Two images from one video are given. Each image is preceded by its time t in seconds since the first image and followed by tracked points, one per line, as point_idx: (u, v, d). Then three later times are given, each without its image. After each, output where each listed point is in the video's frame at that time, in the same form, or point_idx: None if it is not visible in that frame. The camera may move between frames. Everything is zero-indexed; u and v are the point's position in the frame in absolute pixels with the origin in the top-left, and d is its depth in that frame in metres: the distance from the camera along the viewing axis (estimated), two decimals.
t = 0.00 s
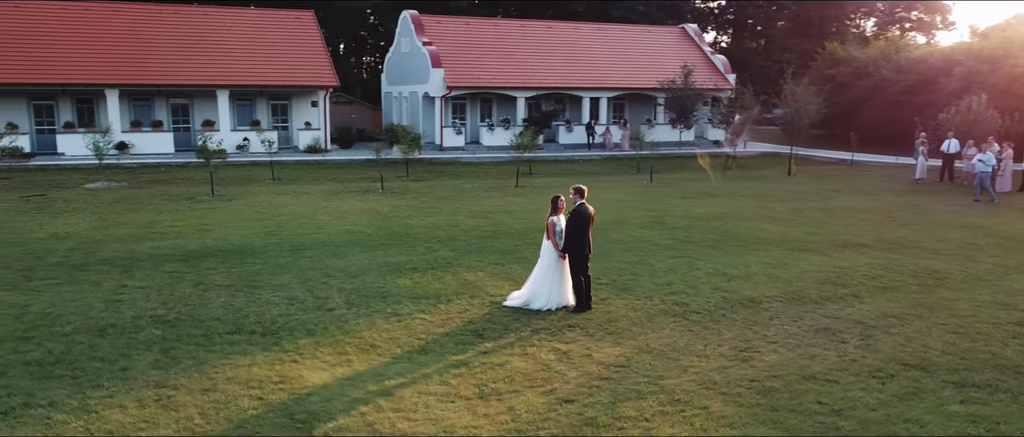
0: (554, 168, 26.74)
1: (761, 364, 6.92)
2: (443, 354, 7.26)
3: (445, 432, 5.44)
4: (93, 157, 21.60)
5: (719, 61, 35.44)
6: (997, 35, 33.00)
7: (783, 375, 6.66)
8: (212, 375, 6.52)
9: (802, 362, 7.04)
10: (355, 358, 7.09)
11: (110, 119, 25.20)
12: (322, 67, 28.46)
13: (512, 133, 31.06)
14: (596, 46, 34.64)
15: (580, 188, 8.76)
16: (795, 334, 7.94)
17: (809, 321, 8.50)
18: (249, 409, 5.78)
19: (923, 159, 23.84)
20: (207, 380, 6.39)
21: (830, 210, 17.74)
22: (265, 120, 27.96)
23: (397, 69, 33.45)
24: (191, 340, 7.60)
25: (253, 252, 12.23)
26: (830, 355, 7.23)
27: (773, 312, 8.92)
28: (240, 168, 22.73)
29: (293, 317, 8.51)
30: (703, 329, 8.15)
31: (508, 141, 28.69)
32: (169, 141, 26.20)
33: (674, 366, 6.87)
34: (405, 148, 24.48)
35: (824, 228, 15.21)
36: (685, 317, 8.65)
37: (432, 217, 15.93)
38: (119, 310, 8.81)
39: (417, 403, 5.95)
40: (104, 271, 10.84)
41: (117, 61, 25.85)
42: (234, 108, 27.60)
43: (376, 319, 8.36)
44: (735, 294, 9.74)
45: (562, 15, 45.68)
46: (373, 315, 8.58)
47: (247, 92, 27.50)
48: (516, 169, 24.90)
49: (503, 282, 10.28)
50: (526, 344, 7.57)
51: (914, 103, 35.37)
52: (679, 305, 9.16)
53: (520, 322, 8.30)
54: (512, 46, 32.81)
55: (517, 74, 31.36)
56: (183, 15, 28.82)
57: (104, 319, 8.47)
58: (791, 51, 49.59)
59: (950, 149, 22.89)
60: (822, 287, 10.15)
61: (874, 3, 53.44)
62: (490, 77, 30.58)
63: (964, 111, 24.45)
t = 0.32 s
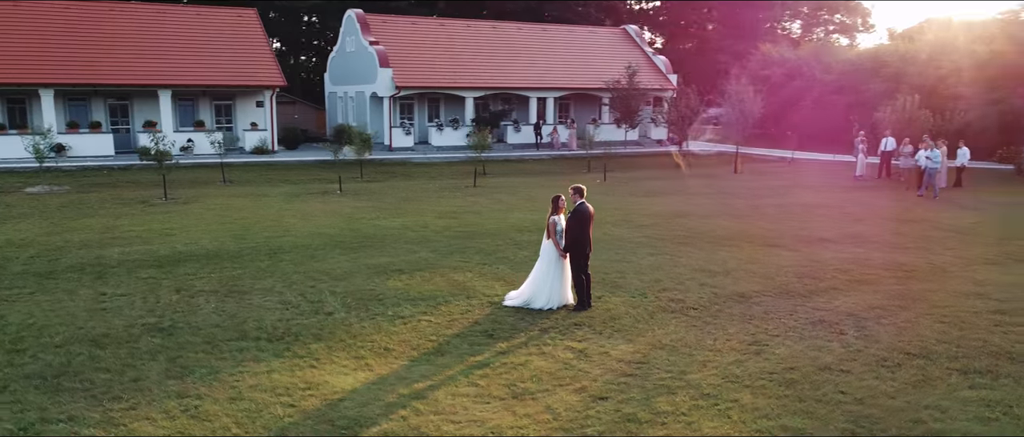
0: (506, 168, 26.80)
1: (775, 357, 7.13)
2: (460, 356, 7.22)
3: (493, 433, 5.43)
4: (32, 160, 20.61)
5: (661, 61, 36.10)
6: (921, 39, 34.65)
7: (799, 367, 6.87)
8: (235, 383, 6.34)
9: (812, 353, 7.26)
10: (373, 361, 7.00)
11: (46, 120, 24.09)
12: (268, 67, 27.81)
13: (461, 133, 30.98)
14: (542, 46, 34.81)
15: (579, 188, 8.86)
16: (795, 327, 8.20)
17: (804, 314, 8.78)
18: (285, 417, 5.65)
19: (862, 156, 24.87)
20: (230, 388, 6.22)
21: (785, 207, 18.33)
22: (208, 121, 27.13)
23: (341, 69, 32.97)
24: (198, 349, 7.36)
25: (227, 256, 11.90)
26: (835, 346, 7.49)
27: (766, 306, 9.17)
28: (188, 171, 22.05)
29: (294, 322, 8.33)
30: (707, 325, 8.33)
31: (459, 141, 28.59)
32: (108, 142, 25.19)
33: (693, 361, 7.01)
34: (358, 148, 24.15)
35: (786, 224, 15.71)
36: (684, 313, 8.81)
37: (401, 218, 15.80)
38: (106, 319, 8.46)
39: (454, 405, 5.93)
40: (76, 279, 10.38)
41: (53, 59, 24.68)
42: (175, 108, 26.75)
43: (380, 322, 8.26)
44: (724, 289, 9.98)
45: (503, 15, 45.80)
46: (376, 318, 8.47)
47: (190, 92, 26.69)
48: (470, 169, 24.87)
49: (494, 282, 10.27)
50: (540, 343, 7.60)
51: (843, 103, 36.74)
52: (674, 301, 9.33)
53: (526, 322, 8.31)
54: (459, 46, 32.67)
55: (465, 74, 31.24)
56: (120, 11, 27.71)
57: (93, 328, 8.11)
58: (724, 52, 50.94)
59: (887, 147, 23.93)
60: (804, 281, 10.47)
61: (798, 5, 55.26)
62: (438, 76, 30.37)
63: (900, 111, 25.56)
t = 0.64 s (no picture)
0: (453, 168, 26.69)
1: (786, 349, 7.38)
2: (481, 357, 7.21)
3: (547, 432, 5.47)
4: None
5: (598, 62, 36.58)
6: (845, 40, 36.09)
7: (813, 358, 7.13)
8: (264, 393, 6.16)
9: (820, 345, 7.53)
10: (396, 365, 6.92)
11: None
12: (206, 65, 26.94)
13: (404, 133, 30.72)
14: (482, 46, 34.76)
15: (575, 188, 8.98)
16: (792, 320, 8.49)
17: (795, 307, 9.08)
18: (330, 426, 5.54)
19: (800, 154, 25.83)
20: (261, 397, 6.05)
21: (737, 204, 18.87)
22: (142, 121, 26.20)
23: (278, 68, 32.29)
24: (208, 358, 7.12)
25: (199, 263, 11.52)
26: (838, 337, 7.79)
27: (756, 300, 9.45)
28: (128, 174, 21.20)
29: (298, 328, 8.14)
30: (708, 320, 8.53)
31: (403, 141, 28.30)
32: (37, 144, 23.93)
33: (711, 356, 7.18)
34: (304, 149, 23.65)
35: (744, 220, 16.17)
36: (681, 309, 9.01)
37: (366, 219, 15.58)
38: (96, 330, 8.09)
39: (498, 406, 5.93)
40: (45, 289, 9.89)
41: None
42: (107, 109, 25.68)
43: (386, 325, 8.16)
44: (710, 285, 10.24)
45: (438, 14, 45.58)
46: (380, 321, 8.36)
47: (123, 91, 25.66)
48: (418, 170, 24.66)
49: (484, 282, 10.25)
50: (554, 343, 7.65)
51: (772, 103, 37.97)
52: (666, 297, 9.52)
53: (533, 322, 8.33)
54: (399, 46, 32.30)
55: (408, 74, 30.92)
56: (46, 7, 26.40)
57: (85, 341, 7.74)
58: (654, 52, 51.96)
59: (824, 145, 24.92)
60: (783, 276, 10.82)
61: (722, 8, 56.80)
62: (381, 77, 29.97)
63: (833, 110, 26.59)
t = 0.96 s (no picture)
0: (403, 169, 26.46)
1: (791, 342, 7.61)
2: (498, 358, 7.20)
3: (592, 430, 5.51)
4: None
5: (541, 62, 36.80)
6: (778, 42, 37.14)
7: (818, 350, 7.37)
8: (293, 400, 6.03)
9: (821, 337, 7.79)
10: (416, 368, 6.85)
11: None
12: (145, 65, 26.01)
13: (350, 134, 30.28)
14: (427, 46, 34.51)
15: (571, 189, 9.04)
16: (785, 313, 8.76)
17: (785, 301, 9.37)
18: (373, 432, 5.46)
19: (745, 152, 26.60)
20: (291, 405, 5.91)
21: (693, 201, 19.26)
22: (77, 122, 25.09)
23: (218, 67, 31.41)
24: (220, 366, 6.90)
25: (174, 268, 11.16)
26: (835, 329, 8.07)
27: (745, 296, 9.72)
28: (69, 178, 20.33)
29: (301, 333, 7.97)
30: (706, 315, 8.72)
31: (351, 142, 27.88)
32: None
33: (723, 351, 7.35)
34: (253, 150, 23.10)
35: (706, 217, 16.57)
36: (676, 305, 9.19)
37: (332, 221, 15.32)
38: (88, 341, 7.75)
39: (534, 406, 5.94)
40: (17, 299, 9.40)
41: None
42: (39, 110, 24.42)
43: (392, 329, 8.07)
44: (696, 281, 10.48)
45: (376, 13, 45.10)
46: (384, 325, 8.26)
47: (57, 91, 24.50)
48: (370, 171, 24.36)
49: (475, 283, 10.24)
50: (565, 342, 7.70)
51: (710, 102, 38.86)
52: (659, 294, 9.69)
53: (536, 322, 8.37)
54: (343, 45, 31.78)
55: (354, 74, 30.48)
56: None
57: (79, 352, 7.40)
58: (590, 53, 52.57)
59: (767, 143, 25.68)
60: (762, 270, 11.15)
61: (654, 9, 57.78)
62: (326, 77, 29.44)
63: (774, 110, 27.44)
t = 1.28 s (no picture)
0: (347, 169, 26.04)
1: (793, 335, 7.88)
2: (517, 359, 7.20)
3: (640, 426, 5.59)
4: None
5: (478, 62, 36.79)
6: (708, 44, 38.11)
7: (821, 341, 7.66)
8: (328, 408, 5.90)
9: (819, 329, 8.09)
10: (440, 372, 6.80)
11: None
12: (71, 64, 24.80)
13: (288, 134, 29.61)
14: (363, 45, 34.02)
15: (564, 188, 9.03)
16: (777, 307, 9.05)
17: (771, 296, 9.67)
18: None
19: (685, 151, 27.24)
20: (328, 413, 5.80)
21: (646, 200, 19.64)
22: None
23: (146, 66, 30.22)
24: (235, 375, 6.69)
25: (143, 275, 10.71)
26: (829, 321, 8.39)
27: (730, 291, 10.00)
28: None
29: (307, 340, 7.79)
30: (702, 311, 8.94)
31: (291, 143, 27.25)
32: None
33: (731, 345, 7.56)
34: (194, 152, 22.34)
35: (663, 215, 16.93)
36: (669, 301, 9.38)
37: (293, 225, 14.99)
38: (81, 354, 7.39)
39: (574, 406, 5.98)
40: None
41: None
42: None
43: (399, 333, 7.97)
44: (678, 277, 10.72)
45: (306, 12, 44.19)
46: (389, 329, 8.16)
47: None
48: (315, 173, 23.89)
49: (463, 285, 10.20)
50: (576, 340, 7.75)
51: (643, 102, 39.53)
52: (648, 291, 9.87)
53: (541, 321, 8.41)
54: (278, 44, 31.02)
55: (291, 73, 29.81)
56: None
57: (77, 365, 7.05)
58: (520, 53, 52.77)
59: (705, 142, 26.39)
60: (736, 266, 11.50)
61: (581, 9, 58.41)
62: (263, 77, 28.71)
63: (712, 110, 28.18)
